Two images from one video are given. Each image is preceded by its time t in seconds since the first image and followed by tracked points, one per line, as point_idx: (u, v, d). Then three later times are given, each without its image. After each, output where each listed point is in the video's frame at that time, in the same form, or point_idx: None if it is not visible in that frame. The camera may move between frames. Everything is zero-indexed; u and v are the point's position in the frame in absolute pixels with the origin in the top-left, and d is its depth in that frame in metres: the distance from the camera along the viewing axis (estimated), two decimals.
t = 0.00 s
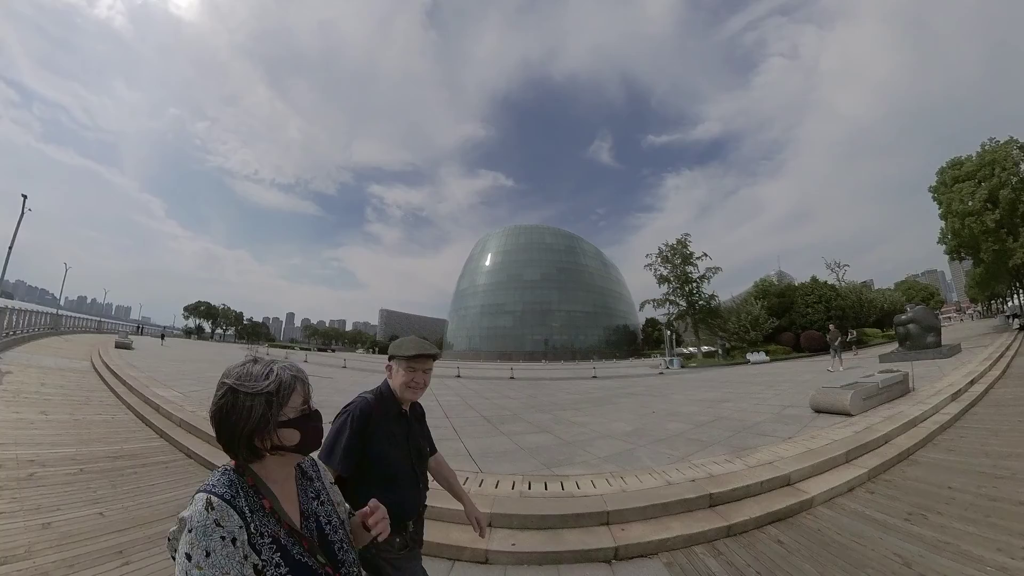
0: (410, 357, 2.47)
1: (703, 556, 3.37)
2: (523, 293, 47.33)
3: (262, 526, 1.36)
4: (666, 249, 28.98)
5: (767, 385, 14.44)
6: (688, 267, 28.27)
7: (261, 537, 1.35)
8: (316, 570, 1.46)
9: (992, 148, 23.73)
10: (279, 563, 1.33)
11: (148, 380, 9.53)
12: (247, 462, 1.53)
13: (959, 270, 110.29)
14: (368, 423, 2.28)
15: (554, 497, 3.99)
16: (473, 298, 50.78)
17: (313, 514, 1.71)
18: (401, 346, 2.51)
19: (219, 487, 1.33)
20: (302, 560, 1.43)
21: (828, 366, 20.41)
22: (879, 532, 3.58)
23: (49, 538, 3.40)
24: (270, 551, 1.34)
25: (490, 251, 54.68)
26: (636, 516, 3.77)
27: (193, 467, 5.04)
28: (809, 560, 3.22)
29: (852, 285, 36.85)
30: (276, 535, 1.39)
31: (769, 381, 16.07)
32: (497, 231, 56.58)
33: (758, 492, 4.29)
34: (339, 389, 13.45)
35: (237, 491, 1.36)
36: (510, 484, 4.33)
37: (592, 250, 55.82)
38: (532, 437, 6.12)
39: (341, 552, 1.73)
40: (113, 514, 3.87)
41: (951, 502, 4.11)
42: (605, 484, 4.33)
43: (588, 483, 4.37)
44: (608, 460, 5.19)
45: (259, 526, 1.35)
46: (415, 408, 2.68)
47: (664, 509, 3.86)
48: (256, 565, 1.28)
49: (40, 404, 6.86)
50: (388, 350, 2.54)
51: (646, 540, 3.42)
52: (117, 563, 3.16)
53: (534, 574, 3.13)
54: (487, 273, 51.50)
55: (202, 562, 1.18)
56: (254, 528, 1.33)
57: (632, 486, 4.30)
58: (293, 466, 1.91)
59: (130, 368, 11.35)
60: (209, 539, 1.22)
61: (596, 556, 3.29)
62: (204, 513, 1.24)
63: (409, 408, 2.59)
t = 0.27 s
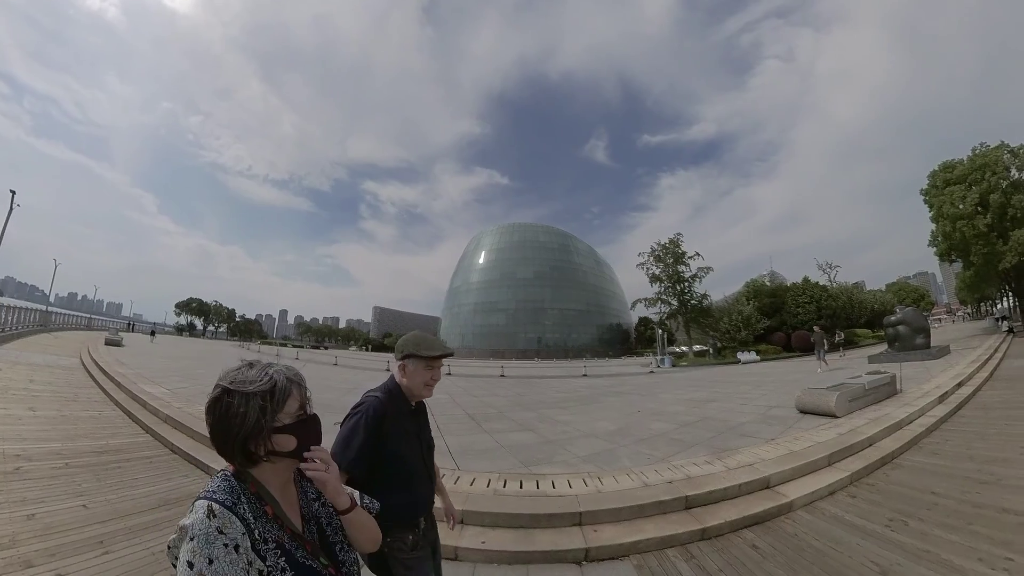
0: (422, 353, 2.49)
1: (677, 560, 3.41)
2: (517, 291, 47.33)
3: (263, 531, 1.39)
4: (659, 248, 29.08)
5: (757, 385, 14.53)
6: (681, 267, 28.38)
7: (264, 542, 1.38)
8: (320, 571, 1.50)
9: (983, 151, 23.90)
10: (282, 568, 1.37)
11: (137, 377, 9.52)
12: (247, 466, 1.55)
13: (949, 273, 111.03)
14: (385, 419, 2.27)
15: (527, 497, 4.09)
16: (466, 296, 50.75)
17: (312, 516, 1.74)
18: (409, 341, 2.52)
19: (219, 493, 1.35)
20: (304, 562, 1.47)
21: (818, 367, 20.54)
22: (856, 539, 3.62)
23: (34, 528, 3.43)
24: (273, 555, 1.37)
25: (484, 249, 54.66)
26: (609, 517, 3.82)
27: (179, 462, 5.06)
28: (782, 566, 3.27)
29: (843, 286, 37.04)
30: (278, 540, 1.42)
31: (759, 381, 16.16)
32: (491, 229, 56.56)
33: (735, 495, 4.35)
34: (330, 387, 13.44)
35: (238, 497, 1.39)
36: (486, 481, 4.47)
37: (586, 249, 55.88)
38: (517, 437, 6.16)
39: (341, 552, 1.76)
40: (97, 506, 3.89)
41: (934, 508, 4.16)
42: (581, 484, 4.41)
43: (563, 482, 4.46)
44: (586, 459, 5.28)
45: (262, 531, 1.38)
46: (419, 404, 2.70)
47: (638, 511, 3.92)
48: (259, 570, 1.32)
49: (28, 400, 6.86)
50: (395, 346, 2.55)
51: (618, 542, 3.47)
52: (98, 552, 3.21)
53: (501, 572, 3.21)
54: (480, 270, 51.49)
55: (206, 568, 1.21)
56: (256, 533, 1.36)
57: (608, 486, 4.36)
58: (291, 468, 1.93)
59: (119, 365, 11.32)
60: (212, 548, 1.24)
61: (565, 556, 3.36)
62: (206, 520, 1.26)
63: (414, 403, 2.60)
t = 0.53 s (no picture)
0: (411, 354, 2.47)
1: (644, 566, 3.43)
2: (509, 289, 47.30)
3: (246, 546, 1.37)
4: (650, 247, 29.15)
5: (745, 385, 14.60)
6: (672, 266, 28.45)
7: (246, 558, 1.36)
8: None
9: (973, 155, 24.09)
10: None
11: (121, 374, 9.44)
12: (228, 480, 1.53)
13: (939, 274, 111.91)
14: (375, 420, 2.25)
15: (497, 497, 4.16)
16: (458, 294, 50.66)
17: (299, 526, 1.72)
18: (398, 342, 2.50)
19: (199, 510, 1.33)
20: None
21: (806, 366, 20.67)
22: (830, 548, 3.66)
23: (14, 520, 3.42)
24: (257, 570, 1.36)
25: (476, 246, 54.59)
26: (579, 521, 3.86)
27: (160, 458, 5.04)
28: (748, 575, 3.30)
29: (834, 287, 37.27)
30: (262, 554, 1.41)
31: (747, 381, 16.24)
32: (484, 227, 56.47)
33: (709, 500, 4.38)
34: (317, 385, 13.38)
35: (219, 513, 1.37)
36: (457, 480, 4.57)
37: (579, 248, 55.93)
38: (500, 438, 6.17)
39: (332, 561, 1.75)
40: (77, 499, 3.88)
41: (914, 517, 4.19)
42: (553, 485, 4.47)
43: (534, 483, 4.54)
44: (564, 460, 5.33)
45: (244, 546, 1.37)
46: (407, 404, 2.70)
47: (608, 515, 3.94)
48: None
49: (9, 396, 6.80)
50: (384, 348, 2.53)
51: (585, 548, 3.50)
52: (75, 543, 3.21)
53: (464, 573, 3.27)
54: (473, 267, 51.42)
55: None
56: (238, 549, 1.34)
57: (580, 489, 4.39)
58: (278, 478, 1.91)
59: (104, 362, 11.22)
60: (193, 566, 1.23)
61: (531, 560, 3.40)
62: (187, 540, 1.25)
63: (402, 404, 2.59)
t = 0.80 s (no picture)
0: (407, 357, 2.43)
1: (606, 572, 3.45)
2: (500, 287, 47.25)
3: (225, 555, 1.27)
4: (641, 245, 29.23)
5: (731, 385, 14.68)
6: (662, 264, 28.54)
7: (224, 566, 1.26)
8: None
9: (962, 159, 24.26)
10: None
11: (105, 371, 9.37)
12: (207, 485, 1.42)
13: (927, 275, 112.93)
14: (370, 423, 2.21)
15: (465, 496, 4.23)
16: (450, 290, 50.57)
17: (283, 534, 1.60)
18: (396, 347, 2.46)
19: (175, 516, 1.23)
20: None
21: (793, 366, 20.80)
22: (806, 558, 3.68)
23: None
24: None
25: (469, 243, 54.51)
26: (545, 522, 3.88)
27: (140, 454, 5.00)
28: None
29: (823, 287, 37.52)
30: (241, 562, 1.31)
31: (734, 381, 16.33)
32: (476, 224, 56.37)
33: (682, 505, 4.38)
34: (304, 381, 13.35)
35: (196, 518, 1.27)
36: (429, 478, 4.62)
37: (571, 246, 55.96)
38: (482, 437, 6.17)
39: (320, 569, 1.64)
40: (55, 494, 3.85)
41: (893, 526, 4.23)
42: (522, 486, 4.51)
43: (505, 483, 4.57)
44: (537, 459, 5.35)
45: (223, 555, 1.27)
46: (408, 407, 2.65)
47: (575, 519, 3.94)
48: None
49: None
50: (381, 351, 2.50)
51: (551, 551, 3.51)
52: (50, 537, 3.20)
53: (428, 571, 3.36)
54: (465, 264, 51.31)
55: None
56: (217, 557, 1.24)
57: (550, 491, 4.41)
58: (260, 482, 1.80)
59: (88, 358, 11.13)
60: None
61: (495, 561, 3.45)
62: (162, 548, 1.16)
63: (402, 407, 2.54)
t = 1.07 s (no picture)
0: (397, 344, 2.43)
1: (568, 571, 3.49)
2: (491, 284, 47.19)
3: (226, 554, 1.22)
4: (631, 242, 29.31)
5: (717, 383, 14.74)
6: (652, 262, 28.62)
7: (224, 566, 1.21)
8: None
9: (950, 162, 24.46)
10: None
11: (88, 366, 9.30)
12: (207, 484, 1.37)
13: (915, 275, 113.94)
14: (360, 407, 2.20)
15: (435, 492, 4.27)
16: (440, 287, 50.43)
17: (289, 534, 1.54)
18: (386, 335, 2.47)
19: (176, 515, 1.19)
20: None
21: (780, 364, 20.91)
22: (778, 562, 3.72)
23: None
24: None
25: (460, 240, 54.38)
26: (510, 521, 3.91)
27: (120, 449, 4.97)
28: None
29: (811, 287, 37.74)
30: (244, 561, 1.25)
31: (720, 379, 16.40)
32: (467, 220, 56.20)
33: (652, 506, 4.41)
34: (290, 377, 13.30)
35: (197, 517, 1.22)
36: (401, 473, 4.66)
37: (563, 244, 55.96)
38: (463, 434, 6.18)
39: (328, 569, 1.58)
40: (34, 486, 3.82)
41: (870, 532, 4.28)
42: (492, 484, 4.53)
43: (476, 480, 4.59)
44: (513, 456, 5.37)
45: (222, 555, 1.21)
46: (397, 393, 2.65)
47: (542, 519, 3.96)
48: None
49: None
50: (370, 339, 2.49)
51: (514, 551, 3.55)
52: (26, 526, 3.17)
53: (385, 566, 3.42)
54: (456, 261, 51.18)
55: None
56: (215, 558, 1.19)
57: (520, 489, 4.43)
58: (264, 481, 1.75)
59: (70, 354, 11.02)
60: None
61: (456, 559, 3.49)
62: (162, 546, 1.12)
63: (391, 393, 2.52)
